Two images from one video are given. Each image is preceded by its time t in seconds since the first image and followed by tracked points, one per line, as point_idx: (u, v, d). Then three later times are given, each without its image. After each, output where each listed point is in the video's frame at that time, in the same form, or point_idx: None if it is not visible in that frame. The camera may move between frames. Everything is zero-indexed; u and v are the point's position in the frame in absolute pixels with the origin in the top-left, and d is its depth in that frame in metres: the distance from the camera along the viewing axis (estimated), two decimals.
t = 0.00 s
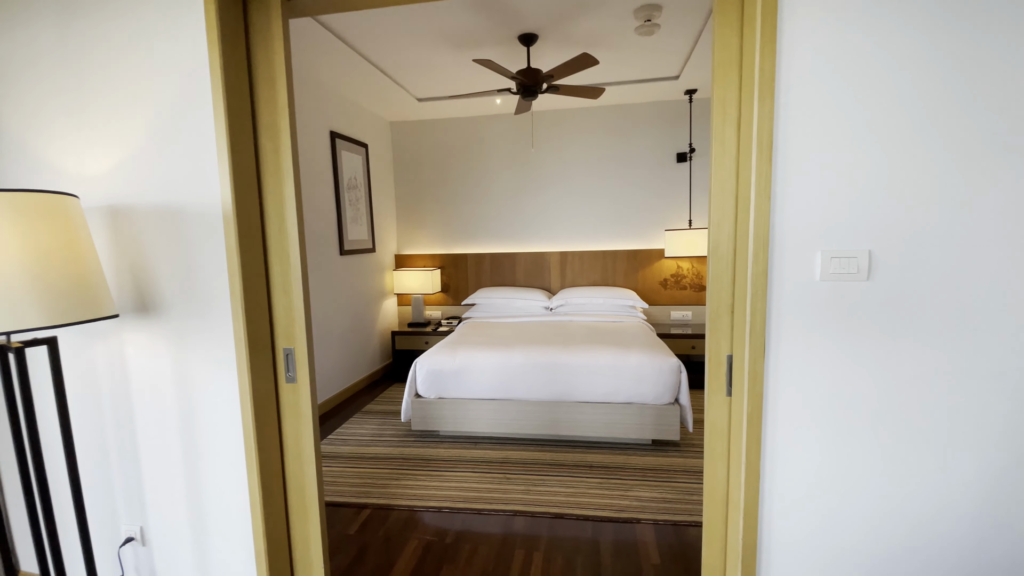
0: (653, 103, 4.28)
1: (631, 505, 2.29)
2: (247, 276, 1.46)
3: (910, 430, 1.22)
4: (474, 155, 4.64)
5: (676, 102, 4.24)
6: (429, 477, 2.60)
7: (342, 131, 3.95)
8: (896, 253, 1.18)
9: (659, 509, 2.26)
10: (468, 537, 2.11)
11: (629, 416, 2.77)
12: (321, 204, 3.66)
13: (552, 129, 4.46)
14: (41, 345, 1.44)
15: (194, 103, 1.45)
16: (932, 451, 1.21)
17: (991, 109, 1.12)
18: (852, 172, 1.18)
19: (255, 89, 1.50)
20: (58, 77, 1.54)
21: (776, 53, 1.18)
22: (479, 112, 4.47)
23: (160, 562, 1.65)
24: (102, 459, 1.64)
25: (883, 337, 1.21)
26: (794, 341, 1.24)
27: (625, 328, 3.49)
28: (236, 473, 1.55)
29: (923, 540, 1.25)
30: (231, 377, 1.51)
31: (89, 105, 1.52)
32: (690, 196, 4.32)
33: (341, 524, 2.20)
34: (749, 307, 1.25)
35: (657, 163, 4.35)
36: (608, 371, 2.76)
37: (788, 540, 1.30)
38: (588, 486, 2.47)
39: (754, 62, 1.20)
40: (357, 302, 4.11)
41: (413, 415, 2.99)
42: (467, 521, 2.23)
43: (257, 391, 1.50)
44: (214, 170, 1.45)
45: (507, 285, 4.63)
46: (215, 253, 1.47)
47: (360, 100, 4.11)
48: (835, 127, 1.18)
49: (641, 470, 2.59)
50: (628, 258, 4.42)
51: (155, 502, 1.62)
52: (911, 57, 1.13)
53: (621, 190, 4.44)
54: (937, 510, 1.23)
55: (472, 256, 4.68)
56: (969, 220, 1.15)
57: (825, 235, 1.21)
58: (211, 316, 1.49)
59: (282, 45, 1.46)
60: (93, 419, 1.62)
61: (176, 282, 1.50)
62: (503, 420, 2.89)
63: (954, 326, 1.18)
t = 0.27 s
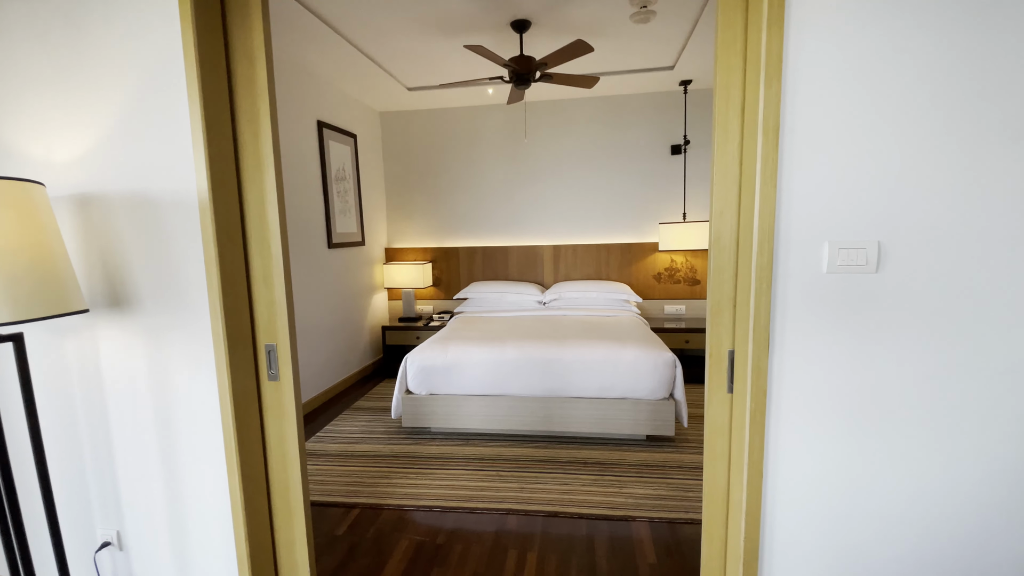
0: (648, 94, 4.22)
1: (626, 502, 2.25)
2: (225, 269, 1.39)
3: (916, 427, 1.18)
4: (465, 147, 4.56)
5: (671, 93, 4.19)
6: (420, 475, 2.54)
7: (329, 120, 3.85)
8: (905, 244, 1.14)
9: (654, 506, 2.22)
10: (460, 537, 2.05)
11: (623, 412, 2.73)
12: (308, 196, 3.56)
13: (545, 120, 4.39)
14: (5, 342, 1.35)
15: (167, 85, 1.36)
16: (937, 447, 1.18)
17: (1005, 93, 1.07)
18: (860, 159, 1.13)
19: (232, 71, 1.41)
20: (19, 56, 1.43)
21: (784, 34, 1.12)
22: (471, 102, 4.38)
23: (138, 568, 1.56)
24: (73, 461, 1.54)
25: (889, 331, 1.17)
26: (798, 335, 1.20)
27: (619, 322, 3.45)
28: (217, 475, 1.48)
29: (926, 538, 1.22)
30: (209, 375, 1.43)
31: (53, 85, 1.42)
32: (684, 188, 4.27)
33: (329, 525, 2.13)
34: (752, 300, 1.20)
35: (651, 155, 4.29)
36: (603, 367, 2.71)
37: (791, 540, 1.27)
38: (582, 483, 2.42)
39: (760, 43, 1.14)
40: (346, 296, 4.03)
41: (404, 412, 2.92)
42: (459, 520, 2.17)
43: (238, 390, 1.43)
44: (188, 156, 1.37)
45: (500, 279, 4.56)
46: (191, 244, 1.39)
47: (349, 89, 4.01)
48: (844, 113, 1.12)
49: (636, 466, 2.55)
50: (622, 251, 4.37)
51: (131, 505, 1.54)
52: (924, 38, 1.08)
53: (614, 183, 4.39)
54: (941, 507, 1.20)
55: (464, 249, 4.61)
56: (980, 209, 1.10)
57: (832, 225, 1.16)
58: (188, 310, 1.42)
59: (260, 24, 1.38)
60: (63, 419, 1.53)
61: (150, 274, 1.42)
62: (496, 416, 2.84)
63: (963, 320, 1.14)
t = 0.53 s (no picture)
0: (648, 85, 4.15)
1: (625, 499, 2.21)
2: (211, 259, 1.33)
3: (924, 420, 1.15)
4: (463, 138, 4.49)
5: (671, 84, 4.12)
6: (417, 471, 2.50)
7: (324, 110, 3.78)
8: (918, 232, 1.10)
9: (654, 502, 2.18)
10: (456, 534, 2.01)
11: (622, 407, 2.68)
12: (302, 186, 3.50)
13: (544, 110, 4.32)
14: None
15: (147, 65, 1.30)
16: (947, 442, 1.15)
17: None
18: (872, 144, 1.09)
19: (215, 51, 1.35)
20: None
21: (795, 12, 1.07)
22: (468, 92, 4.31)
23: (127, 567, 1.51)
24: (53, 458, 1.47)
25: (899, 322, 1.14)
26: (806, 327, 1.16)
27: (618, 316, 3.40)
28: (204, 472, 1.43)
29: (933, 534, 1.19)
30: (195, 370, 1.38)
31: (26, 64, 1.34)
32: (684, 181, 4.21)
33: (323, 522, 2.09)
34: (760, 290, 1.16)
35: (651, 147, 4.23)
36: (602, 361, 2.67)
37: (797, 538, 1.23)
38: (580, 479, 2.38)
39: (771, 21, 1.09)
40: (341, 289, 3.97)
41: (400, 407, 2.87)
42: (456, 517, 2.13)
43: (225, 384, 1.38)
44: (172, 140, 1.31)
45: (498, 272, 4.51)
46: (175, 233, 1.33)
47: (344, 78, 3.92)
48: (857, 95, 1.08)
49: (635, 462, 2.52)
50: (621, 245, 4.32)
51: (118, 502, 1.47)
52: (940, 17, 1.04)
53: (614, 175, 4.33)
54: (948, 503, 1.17)
55: (461, 242, 4.55)
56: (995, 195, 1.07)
57: (842, 212, 1.13)
58: (172, 302, 1.36)
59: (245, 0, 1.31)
60: (41, 416, 1.45)
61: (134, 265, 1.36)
62: (494, 410, 2.79)
63: (975, 311, 1.11)
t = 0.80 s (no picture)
0: (657, 75, 4.06)
1: (631, 498, 2.16)
2: (204, 249, 1.29)
3: (952, 423, 1.08)
4: (468, 129, 4.42)
5: (682, 74, 4.03)
6: (419, 467, 2.46)
7: (328, 100, 3.73)
8: (948, 221, 1.03)
9: (662, 502, 2.12)
10: (458, 532, 1.97)
11: (629, 403, 2.63)
12: (305, 178, 3.46)
13: (551, 101, 4.24)
14: None
15: (137, 47, 1.25)
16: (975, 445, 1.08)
17: None
18: (900, 128, 1.03)
19: (209, 32, 1.29)
20: None
21: None
22: (474, 83, 4.24)
23: (122, 563, 1.48)
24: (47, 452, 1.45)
25: (926, 318, 1.07)
26: (826, 322, 1.10)
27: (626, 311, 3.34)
28: (198, 467, 1.39)
29: (959, 542, 1.12)
30: (189, 363, 1.34)
31: (15, 47, 1.30)
32: (694, 173, 4.13)
33: (323, 518, 2.06)
34: (778, 283, 1.10)
35: (660, 139, 4.15)
36: (609, 356, 2.61)
37: (813, 543, 1.18)
38: (586, 476, 2.33)
39: None
40: (345, 283, 3.94)
41: (403, 402, 2.84)
42: (458, 514, 2.09)
43: (220, 378, 1.34)
44: (163, 126, 1.26)
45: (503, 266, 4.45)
46: (167, 222, 1.29)
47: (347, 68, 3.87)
48: (884, 75, 1.02)
49: (642, 460, 2.46)
50: (629, 238, 4.24)
51: (112, 498, 1.44)
52: None
53: (622, 167, 4.25)
54: (976, 510, 1.11)
55: (467, 236, 4.49)
56: None
57: (866, 200, 1.06)
58: (165, 293, 1.32)
59: None
60: (36, 409, 1.42)
61: (125, 255, 1.32)
62: (498, 406, 2.75)
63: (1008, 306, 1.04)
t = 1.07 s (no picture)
0: (673, 66, 3.95)
1: (641, 503, 2.08)
2: (196, 245, 1.25)
3: (993, 437, 0.99)
4: (479, 124, 4.35)
5: (698, 65, 3.90)
6: (424, 467, 2.41)
7: (336, 95, 3.69)
8: (992, 216, 0.94)
9: (673, 509, 2.04)
10: (461, 536, 1.91)
11: (640, 405, 2.54)
12: (312, 173, 3.43)
13: (562, 95, 4.15)
14: None
15: (127, 33, 1.20)
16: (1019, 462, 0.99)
17: None
18: (938, 114, 0.94)
19: (201, 19, 1.24)
20: None
21: None
22: (485, 77, 4.17)
23: (117, 564, 1.45)
24: (43, 449, 1.43)
25: (965, 321, 0.98)
26: (853, 325, 1.01)
27: (638, 309, 3.25)
28: (192, 468, 1.36)
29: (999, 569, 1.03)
30: (182, 362, 1.31)
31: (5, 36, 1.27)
32: (710, 168, 4.01)
33: (325, 519, 2.02)
34: (800, 283, 1.02)
35: (676, 132, 4.03)
36: (619, 357, 2.53)
37: (836, 563, 1.09)
38: (594, 480, 2.26)
39: None
40: (353, 279, 3.91)
41: (409, 400, 2.79)
42: (462, 517, 2.03)
43: (212, 377, 1.30)
44: (153, 116, 1.22)
45: (513, 263, 4.39)
46: (158, 216, 1.25)
47: (356, 61, 3.82)
48: (921, 56, 0.93)
49: (652, 464, 2.38)
50: (642, 235, 4.14)
51: (106, 498, 1.42)
52: None
53: (635, 162, 4.14)
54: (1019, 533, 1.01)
55: (476, 232, 4.43)
56: None
57: (900, 193, 0.97)
58: (157, 290, 1.28)
59: None
60: (32, 405, 1.40)
61: (117, 250, 1.28)
62: (505, 406, 2.69)
63: None
